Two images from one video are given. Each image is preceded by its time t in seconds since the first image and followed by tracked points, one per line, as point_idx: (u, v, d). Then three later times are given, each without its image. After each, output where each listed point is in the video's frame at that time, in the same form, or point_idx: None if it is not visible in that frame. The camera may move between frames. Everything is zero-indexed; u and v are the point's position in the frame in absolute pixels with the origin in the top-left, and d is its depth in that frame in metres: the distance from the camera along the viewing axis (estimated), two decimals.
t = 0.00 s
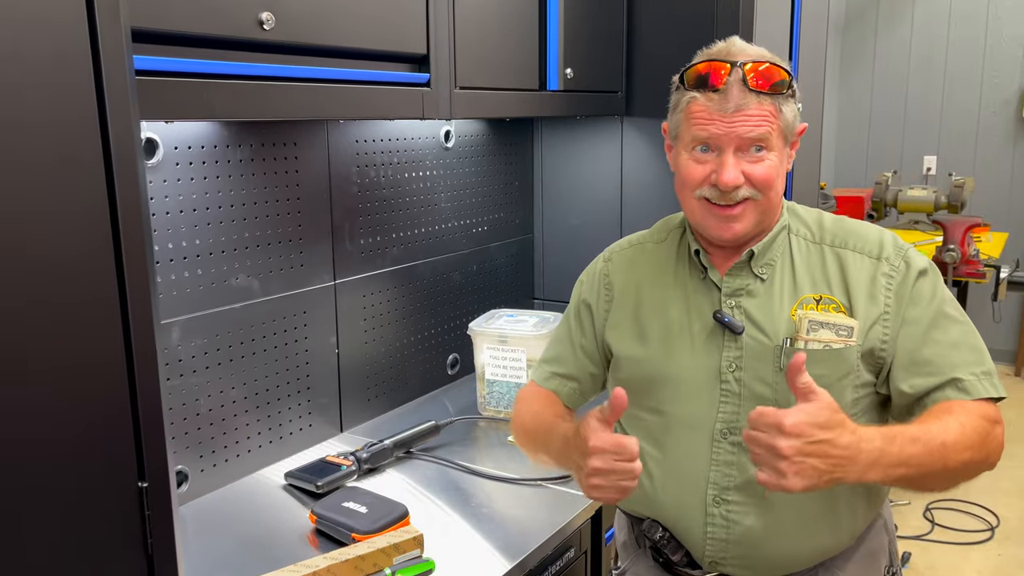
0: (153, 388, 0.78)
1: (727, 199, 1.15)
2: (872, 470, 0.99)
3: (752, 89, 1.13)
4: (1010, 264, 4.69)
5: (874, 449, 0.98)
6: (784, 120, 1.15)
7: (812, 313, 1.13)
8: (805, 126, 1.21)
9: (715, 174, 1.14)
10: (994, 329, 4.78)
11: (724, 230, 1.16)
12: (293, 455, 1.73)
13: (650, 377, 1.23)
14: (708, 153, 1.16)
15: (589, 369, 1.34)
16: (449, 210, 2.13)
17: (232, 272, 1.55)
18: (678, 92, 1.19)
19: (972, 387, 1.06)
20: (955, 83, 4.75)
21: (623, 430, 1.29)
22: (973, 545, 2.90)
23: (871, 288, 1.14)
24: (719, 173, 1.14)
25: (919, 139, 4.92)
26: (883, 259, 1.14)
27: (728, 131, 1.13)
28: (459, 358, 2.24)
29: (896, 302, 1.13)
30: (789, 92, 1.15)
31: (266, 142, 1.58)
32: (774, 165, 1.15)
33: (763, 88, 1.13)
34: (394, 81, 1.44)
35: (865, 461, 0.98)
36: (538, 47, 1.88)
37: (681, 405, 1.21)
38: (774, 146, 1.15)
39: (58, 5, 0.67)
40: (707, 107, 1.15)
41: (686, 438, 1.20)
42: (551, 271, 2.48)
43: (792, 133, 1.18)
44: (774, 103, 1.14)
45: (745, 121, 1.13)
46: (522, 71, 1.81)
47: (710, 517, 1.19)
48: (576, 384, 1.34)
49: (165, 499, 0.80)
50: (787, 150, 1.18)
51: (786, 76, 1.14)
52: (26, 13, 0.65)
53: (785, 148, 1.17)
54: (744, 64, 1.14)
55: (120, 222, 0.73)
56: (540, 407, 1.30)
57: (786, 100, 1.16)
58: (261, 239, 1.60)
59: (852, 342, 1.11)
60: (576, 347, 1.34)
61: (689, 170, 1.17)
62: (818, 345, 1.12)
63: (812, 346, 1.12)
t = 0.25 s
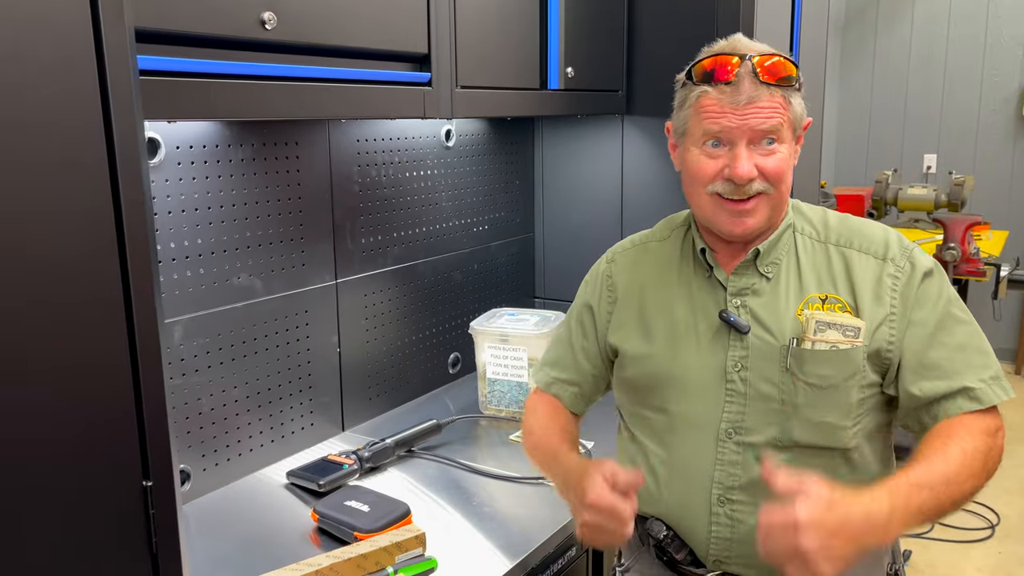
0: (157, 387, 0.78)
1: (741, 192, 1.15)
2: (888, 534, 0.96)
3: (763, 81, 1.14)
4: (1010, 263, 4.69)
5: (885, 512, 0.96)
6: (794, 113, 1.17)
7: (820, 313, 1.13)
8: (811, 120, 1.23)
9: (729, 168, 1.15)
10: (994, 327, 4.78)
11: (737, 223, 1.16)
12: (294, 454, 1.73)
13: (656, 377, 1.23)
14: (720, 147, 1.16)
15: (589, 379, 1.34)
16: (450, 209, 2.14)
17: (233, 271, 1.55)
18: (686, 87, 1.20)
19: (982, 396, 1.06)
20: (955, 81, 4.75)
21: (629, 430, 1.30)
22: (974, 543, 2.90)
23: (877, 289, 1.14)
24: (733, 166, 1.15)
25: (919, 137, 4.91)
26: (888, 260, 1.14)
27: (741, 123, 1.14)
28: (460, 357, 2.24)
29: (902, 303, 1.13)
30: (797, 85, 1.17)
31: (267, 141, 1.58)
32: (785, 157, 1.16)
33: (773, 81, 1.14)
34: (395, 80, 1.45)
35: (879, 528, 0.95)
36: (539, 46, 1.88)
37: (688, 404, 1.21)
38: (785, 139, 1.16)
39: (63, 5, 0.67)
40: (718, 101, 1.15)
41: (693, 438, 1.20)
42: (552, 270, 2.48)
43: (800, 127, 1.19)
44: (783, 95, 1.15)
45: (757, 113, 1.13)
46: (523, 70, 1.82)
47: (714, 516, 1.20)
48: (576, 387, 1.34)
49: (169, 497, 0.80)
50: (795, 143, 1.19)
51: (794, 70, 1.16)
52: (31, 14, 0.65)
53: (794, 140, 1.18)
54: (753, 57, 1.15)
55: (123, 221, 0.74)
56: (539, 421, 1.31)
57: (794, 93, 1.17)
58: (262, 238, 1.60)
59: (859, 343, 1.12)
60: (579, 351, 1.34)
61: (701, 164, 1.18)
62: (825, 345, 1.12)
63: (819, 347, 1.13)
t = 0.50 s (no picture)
0: (160, 387, 0.78)
1: (730, 192, 1.15)
2: None
3: (748, 80, 1.14)
4: (1011, 261, 4.69)
5: None
6: (783, 111, 1.16)
7: (818, 321, 1.12)
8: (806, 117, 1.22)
9: (716, 169, 1.16)
10: (994, 325, 4.79)
11: (729, 224, 1.17)
12: (295, 454, 1.73)
13: (655, 380, 1.24)
14: (707, 149, 1.17)
15: (590, 378, 1.41)
16: (451, 209, 2.14)
17: (235, 270, 1.55)
18: (675, 90, 1.21)
19: (971, 424, 1.09)
20: (956, 79, 4.75)
21: (631, 431, 1.33)
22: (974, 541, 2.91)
23: (875, 297, 1.14)
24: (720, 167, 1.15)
25: (920, 135, 4.91)
26: (887, 269, 1.14)
27: (726, 124, 1.14)
28: (461, 356, 2.24)
29: (898, 314, 1.12)
30: (786, 83, 1.16)
31: (268, 140, 1.58)
32: (774, 156, 1.15)
33: (758, 79, 1.14)
34: (396, 80, 1.45)
35: None
36: (539, 45, 1.88)
37: (687, 405, 1.22)
38: (774, 137, 1.16)
39: (64, 5, 0.68)
40: (703, 103, 1.16)
41: (690, 437, 1.22)
42: (553, 268, 2.49)
43: (792, 125, 1.19)
44: (771, 94, 1.15)
45: (742, 113, 1.13)
46: (523, 69, 1.81)
47: (712, 517, 1.20)
48: (583, 380, 1.42)
49: (171, 497, 0.80)
50: (788, 140, 1.19)
51: (781, 68, 1.16)
52: (33, 14, 0.65)
53: (785, 138, 1.18)
54: (738, 57, 1.15)
55: (125, 220, 0.74)
56: (566, 445, 1.45)
57: (783, 91, 1.17)
58: (264, 238, 1.60)
59: (856, 352, 1.10)
60: (584, 354, 1.41)
61: (690, 167, 1.19)
62: (823, 354, 1.10)
63: (816, 355, 1.11)
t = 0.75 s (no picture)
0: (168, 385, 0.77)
1: (715, 191, 1.16)
2: None
3: (731, 79, 1.14)
4: (1012, 258, 4.69)
5: None
6: (770, 110, 1.16)
7: (815, 322, 1.11)
8: (798, 115, 1.21)
9: (700, 169, 1.16)
10: (995, 323, 4.79)
11: (715, 223, 1.17)
12: (297, 453, 1.73)
13: (656, 379, 1.25)
14: (693, 149, 1.18)
15: (594, 383, 1.42)
16: (453, 207, 2.14)
17: (237, 269, 1.55)
18: (663, 91, 1.22)
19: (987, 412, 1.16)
20: (956, 77, 4.75)
21: (633, 430, 1.32)
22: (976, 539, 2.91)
23: (877, 298, 1.14)
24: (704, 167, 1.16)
25: (921, 133, 4.91)
26: (889, 270, 1.15)
27: (709, 123, 1.15)
28: (462, 354, 2.24)
29: (897, 314, 1.13)
30: (772, 81, 1.16)
31: (270, 139, 1.58)
32: (760, 155, 1.15)
33: (742, 78, 1.14)
34: (398, 78, 1.44)
35: None
36: (541, 43, 1.88)
37: (688, 403, 1.22)
38: (760, 136, 1.16)
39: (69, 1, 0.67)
40: (687, 102, 1.17)
41: (687, 434, 1.22)
42: (554, 267, 2.49)
43: (782, 123, 1.18)
44: (756, 93, 1.15)
45: (724, 112, 1.14)
46: (525, 68, 1.81)
47: (703, 511, 1.20)
48: (592, 385, 1.42)
49: (176, 496, 0.78)
50: (777, 139, 1.18)
51: (767, 66, 1.15)
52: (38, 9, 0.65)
53: (773, 136, 1.17)
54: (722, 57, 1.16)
55: (130, 219, 0.72)
56: (580, 437, 1.44)
57: (770, 89, 1.16)
58: (266, 236, 1.60)
59: (854, 353, 1.10)
60: (587, 354, 1.41)
61: (677, 166, 1.20)
62: (820, 355, 1.10)
63: (814, 357, 1.10)
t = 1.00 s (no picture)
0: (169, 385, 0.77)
1: (716, 187, 1.15)
2: None
3: (730, 75, 1.13)
4: (1015, 256, 4.67)
5: None
6: (769, 105, 1.15)
7: (821, 315, 1.11)
8: (797, 109, 1.20)
9: (701, 165, 1.16)
10: (998, 320, 4.77)
11: (718, 219, 1.17)
12: (300, 450, 1.73)
13: (661, 374, 1.24)
14: (693, 144, 1.17)
15: (601, 384, 1.42)
16: (455, 205, 2.13)
17: (239, 267, 1.54)
18: (661, 87, 1.21)
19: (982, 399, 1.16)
20: (960, 74, 4.73)
21: (639, 427, 1.31)
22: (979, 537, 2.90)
23: (879, 288, 1.14)
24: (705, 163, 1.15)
25: (924, 131, 4.90)
26: (890, 257, 1.15)
27: (709, 119, 1.14)
28: (465, 352, 2.24)
29: (900, 302, 1.13)
30: (772, 75, 1.16)
31: (273, 136, 1.58)
32: (760, 150, 1.15)
33: (741, 73, 1.13)
34: (400, 75, 1.44)
35: None
36: (544, 40, 1.87)
37: (694, 398, 1.22)
38: (760, 131, 1.15)
39: None
40: (686, 98, 1.16)
41: (695, 430, 1.21)
42: (557, 265, 2.48)
43: (781, 117, 1.18)
44: (755, 87, 1.14)
45: (724, 107, 1.13)
46: (528, 65, 1.81)
47: (715, 506, 1.19)
48: (596, 386, 1.42)
49: (178, 495, 0.78)
50: (776, 133, 1.18)
51: (766, 60, 1.15)
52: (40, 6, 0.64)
53: (773, 131, 1.17)
54: (721, 52, 1.15)
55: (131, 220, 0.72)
56: (583, 446, 1.43)
57: (769, 83, 1.16)
58: (268, 234, 1.59)
59: (860, 343, 1.10)
60: (590, 353, 1.41)
61: (678, 163, 1.19)
62: (828, 347, 1.10)
63: (822, 349, 1.10)
